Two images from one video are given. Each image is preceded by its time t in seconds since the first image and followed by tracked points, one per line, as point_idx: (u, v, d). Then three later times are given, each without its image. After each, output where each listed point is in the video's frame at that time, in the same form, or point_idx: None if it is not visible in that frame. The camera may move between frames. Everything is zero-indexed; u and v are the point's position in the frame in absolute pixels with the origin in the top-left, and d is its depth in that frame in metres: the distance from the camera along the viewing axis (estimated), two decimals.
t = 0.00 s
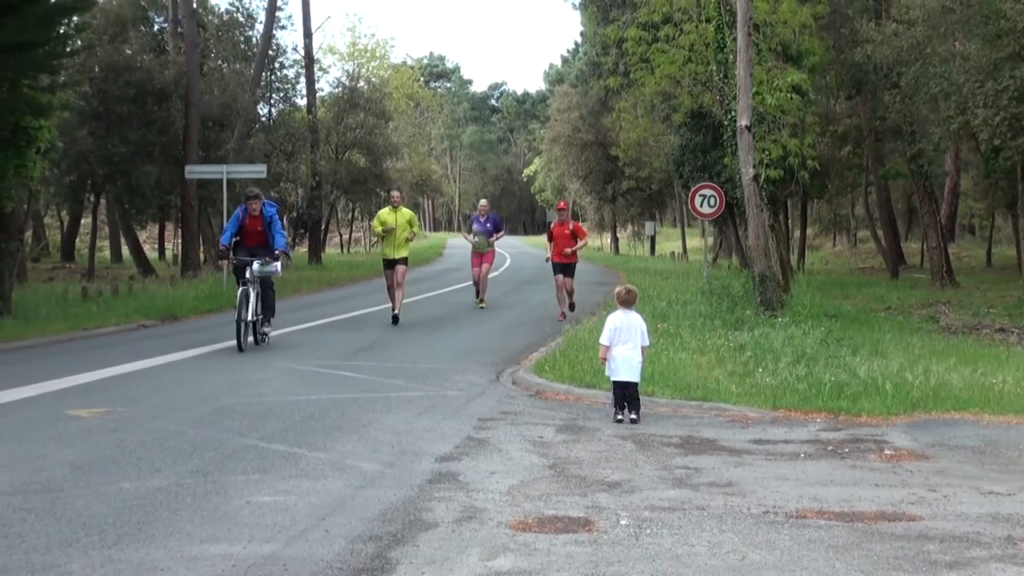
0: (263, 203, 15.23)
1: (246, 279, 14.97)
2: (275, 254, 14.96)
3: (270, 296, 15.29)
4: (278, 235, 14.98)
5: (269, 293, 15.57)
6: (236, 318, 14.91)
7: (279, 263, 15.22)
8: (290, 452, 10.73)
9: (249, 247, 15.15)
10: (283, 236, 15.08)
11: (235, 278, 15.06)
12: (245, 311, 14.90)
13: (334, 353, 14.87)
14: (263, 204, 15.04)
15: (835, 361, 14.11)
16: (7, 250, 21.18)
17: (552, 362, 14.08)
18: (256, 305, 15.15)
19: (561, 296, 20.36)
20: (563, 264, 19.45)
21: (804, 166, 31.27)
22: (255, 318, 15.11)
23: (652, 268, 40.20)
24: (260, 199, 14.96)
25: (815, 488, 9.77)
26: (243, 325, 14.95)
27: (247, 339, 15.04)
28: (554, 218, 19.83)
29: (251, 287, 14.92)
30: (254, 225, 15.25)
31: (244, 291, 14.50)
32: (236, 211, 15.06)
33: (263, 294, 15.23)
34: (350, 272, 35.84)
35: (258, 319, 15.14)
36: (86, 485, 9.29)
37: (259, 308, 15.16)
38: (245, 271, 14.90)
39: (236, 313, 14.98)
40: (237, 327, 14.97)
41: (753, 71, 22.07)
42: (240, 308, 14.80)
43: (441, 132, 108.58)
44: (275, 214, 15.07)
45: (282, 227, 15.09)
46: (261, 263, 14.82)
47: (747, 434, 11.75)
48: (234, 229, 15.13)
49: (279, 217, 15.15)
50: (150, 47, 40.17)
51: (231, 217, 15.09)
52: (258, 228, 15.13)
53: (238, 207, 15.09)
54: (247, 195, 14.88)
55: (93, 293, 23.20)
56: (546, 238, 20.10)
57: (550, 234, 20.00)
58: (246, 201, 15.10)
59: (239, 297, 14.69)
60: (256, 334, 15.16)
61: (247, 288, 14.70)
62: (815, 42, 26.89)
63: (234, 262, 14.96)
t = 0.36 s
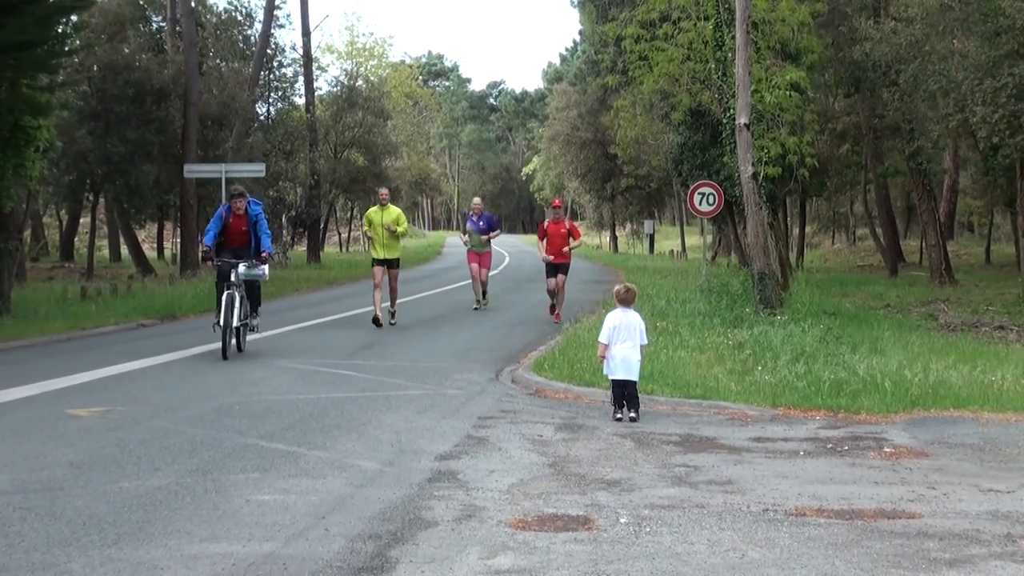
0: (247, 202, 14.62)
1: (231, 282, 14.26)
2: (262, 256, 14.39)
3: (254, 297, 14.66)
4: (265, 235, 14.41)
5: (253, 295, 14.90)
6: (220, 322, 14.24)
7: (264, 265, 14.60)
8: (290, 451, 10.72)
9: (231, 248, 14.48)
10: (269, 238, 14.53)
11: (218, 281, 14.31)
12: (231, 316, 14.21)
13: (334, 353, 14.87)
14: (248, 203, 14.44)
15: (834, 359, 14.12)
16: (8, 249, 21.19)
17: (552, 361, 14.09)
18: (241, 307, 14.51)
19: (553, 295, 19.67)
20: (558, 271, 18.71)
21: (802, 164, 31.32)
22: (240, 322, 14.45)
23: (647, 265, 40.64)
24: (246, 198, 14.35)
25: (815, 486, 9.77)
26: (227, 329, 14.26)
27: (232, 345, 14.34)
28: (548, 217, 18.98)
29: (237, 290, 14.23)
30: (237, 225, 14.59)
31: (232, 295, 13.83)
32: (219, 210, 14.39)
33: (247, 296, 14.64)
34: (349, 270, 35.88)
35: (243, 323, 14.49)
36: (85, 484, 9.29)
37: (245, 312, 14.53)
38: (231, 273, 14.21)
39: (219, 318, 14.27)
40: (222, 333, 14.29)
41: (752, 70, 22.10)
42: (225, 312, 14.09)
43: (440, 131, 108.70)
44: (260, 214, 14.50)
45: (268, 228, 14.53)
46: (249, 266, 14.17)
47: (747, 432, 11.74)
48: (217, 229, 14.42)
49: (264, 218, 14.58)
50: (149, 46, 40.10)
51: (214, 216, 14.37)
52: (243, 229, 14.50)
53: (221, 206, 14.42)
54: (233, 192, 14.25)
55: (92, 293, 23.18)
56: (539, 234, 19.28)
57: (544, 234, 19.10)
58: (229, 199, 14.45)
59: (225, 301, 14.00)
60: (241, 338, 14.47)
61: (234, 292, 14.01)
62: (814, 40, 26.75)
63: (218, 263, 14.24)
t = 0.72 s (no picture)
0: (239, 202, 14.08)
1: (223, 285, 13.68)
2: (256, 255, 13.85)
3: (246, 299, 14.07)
4: (259, 234, 13.84)
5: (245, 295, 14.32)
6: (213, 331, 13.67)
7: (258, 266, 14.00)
8: (291, 449, 10.72)
9: (223, 248, 13.95)
10: (263, 237, 13.97)
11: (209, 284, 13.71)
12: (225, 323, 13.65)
13: (336, 351, 14.88)
14: (241, 201, 13.89)
15: (835, 357, 14.11)
16: (9, 248, 21.21)
17: (552, 359, 14.10)
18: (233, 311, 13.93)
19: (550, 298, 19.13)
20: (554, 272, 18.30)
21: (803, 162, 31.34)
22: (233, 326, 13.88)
23: (647, 263, 40.74)
24: (238, 196, 13.80)
25: (816, 484, 9.77)
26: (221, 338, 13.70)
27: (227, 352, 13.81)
28: (541, 218, 18.59)
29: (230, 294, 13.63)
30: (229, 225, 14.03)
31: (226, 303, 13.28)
32: (211, 208, 13.84)
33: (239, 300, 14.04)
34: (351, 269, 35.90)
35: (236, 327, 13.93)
36: (86, 483, 9.29)
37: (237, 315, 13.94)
38: (223, 275, 13.65)
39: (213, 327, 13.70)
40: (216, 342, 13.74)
41: (752, 67, 22.10)
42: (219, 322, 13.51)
43: (441, 130, 108.75)
44: (254, 212, 13.96)
45: (262, 227, 13.98)
46: (242, 266, 13.57)
47: (749, 430, 11.74)
48: (208, 229, 13.86)
49: (258, 217, 14.03)
50: (151, 46, 40.09)
51: (204, 215, 13.82)
52: (235, 228, 13.94)
53: (213, 204, 13.88)
54: (225, 190, 13.71)
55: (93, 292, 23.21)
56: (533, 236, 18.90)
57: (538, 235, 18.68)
58: (221, 198, 13.91)
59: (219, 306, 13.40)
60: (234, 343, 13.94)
61: (227, 295, 13.42)
62: (814, 38, 26.71)
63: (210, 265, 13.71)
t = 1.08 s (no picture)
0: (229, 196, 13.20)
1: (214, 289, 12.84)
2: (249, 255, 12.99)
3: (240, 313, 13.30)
4: (250, 232, 13.01)
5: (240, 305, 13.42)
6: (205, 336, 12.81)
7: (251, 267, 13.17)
8: (293, 447, 10.72)
9: (213, 247, 13.10)
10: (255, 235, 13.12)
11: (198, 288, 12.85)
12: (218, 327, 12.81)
13: (338, 349, 14.87)
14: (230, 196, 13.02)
15: (837, 355, 14.09)
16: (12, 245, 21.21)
17: (554, 356, 14.10)
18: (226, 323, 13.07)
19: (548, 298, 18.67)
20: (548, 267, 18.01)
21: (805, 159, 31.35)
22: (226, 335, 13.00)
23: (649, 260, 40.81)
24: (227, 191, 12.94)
25: (817, 482, 9.76)
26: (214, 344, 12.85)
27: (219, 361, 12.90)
28: (536, 212, 18.41)
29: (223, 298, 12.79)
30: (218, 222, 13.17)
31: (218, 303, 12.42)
32: (198, 205, 12.98)
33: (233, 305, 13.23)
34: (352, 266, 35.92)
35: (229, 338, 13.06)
36: (88, 480, 9.30)
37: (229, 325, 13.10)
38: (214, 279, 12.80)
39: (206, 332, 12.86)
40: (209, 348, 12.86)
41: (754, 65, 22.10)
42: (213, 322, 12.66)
43: (443, 127, 108.76)
44: (245, 208, 13.08)
45: (254, 224, 13.12)
46: (234, 266, 12.75)
47: (750, 427, 11.72)
48: (196, 227, 13.01)
49: (249, 212, 13.16)
50: (153, 43, 40.06)
51: (192, 213, 12.96)
52: (225, 226, 13.10)
53: (200, 201, 13.03)
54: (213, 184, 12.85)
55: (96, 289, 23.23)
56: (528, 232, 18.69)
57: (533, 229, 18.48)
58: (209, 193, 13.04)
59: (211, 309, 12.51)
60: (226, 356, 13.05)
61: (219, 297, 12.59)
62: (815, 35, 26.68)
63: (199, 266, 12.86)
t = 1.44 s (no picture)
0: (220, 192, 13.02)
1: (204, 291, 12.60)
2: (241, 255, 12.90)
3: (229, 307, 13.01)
4: (243, 232, 12.93)
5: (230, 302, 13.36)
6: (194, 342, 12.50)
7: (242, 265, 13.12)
8: (295, 443, 10.73)
9: (205, 246, 12.99)
10: (248, 234, 13.05)
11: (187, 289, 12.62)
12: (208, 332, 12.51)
13: (341, 346, 14.87)
14: (223, 194, 12.86)
15: (839, 352, 14.09)
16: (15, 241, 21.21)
17: (556, 353, 14.10)
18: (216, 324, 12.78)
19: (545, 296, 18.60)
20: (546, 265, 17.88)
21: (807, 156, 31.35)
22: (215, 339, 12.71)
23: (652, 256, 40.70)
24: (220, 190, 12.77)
25: (819, 479, 9.76)
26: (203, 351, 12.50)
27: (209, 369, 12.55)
28: (534, 209, 18.23)
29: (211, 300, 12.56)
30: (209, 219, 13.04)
31: (208, 309, 12.22)
32: (189, 202, 12.80)
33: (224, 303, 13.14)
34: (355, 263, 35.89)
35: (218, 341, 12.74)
36: (91, 477, 9.31)
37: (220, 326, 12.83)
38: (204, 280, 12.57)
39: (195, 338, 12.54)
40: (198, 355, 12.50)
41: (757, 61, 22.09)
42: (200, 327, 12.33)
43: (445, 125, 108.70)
44: (237, 206, 12.95)
45: (247, 223, 13.04)
46: (226, 268, 12.66)
47: (752, 424, 11.72)
48: (187, 226, 12.86)
49: (242, 210, 13.04)
50: (156, 41, 40.05)
51: (182, 211, 12.79)
52: (217, 223, 12.98)
53: (191, 198, 12.84)
54: (205, 184, 12.66)
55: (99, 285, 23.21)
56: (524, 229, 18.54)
57: (531, 227, 18.32)
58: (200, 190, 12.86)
59: (200, 313, 12.29)
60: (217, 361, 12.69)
61: (209, 301, 12.47)
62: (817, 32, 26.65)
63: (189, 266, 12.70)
